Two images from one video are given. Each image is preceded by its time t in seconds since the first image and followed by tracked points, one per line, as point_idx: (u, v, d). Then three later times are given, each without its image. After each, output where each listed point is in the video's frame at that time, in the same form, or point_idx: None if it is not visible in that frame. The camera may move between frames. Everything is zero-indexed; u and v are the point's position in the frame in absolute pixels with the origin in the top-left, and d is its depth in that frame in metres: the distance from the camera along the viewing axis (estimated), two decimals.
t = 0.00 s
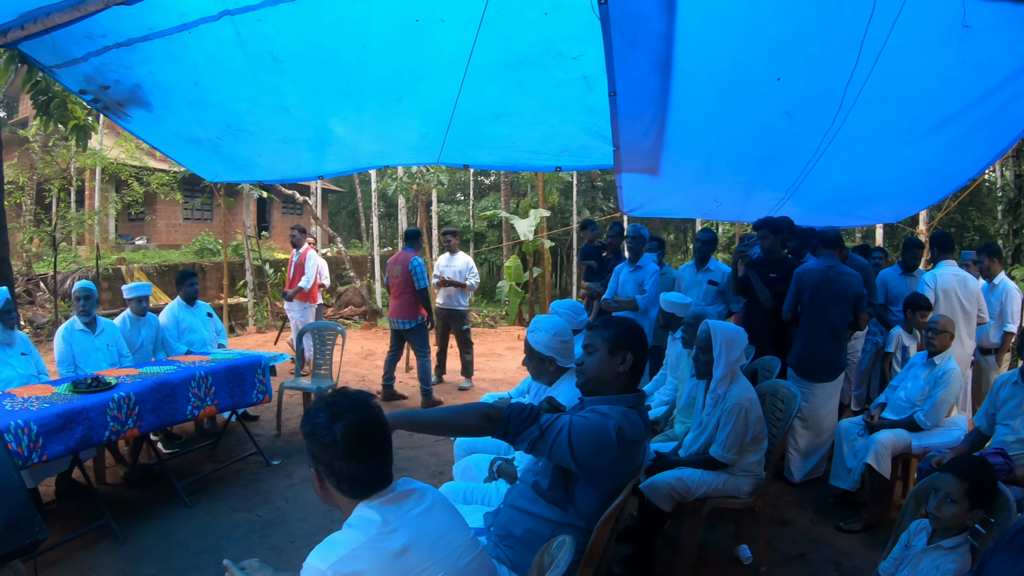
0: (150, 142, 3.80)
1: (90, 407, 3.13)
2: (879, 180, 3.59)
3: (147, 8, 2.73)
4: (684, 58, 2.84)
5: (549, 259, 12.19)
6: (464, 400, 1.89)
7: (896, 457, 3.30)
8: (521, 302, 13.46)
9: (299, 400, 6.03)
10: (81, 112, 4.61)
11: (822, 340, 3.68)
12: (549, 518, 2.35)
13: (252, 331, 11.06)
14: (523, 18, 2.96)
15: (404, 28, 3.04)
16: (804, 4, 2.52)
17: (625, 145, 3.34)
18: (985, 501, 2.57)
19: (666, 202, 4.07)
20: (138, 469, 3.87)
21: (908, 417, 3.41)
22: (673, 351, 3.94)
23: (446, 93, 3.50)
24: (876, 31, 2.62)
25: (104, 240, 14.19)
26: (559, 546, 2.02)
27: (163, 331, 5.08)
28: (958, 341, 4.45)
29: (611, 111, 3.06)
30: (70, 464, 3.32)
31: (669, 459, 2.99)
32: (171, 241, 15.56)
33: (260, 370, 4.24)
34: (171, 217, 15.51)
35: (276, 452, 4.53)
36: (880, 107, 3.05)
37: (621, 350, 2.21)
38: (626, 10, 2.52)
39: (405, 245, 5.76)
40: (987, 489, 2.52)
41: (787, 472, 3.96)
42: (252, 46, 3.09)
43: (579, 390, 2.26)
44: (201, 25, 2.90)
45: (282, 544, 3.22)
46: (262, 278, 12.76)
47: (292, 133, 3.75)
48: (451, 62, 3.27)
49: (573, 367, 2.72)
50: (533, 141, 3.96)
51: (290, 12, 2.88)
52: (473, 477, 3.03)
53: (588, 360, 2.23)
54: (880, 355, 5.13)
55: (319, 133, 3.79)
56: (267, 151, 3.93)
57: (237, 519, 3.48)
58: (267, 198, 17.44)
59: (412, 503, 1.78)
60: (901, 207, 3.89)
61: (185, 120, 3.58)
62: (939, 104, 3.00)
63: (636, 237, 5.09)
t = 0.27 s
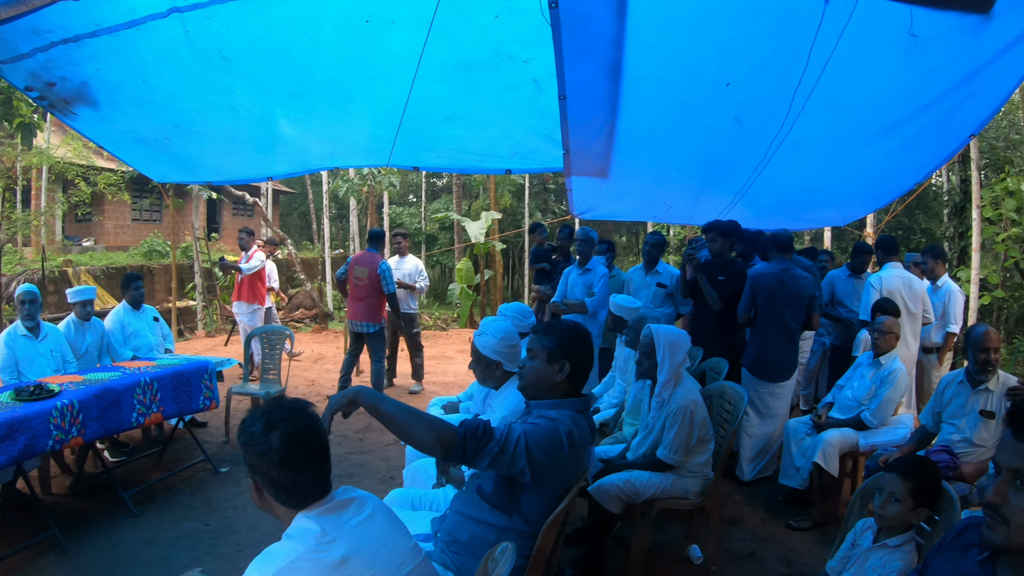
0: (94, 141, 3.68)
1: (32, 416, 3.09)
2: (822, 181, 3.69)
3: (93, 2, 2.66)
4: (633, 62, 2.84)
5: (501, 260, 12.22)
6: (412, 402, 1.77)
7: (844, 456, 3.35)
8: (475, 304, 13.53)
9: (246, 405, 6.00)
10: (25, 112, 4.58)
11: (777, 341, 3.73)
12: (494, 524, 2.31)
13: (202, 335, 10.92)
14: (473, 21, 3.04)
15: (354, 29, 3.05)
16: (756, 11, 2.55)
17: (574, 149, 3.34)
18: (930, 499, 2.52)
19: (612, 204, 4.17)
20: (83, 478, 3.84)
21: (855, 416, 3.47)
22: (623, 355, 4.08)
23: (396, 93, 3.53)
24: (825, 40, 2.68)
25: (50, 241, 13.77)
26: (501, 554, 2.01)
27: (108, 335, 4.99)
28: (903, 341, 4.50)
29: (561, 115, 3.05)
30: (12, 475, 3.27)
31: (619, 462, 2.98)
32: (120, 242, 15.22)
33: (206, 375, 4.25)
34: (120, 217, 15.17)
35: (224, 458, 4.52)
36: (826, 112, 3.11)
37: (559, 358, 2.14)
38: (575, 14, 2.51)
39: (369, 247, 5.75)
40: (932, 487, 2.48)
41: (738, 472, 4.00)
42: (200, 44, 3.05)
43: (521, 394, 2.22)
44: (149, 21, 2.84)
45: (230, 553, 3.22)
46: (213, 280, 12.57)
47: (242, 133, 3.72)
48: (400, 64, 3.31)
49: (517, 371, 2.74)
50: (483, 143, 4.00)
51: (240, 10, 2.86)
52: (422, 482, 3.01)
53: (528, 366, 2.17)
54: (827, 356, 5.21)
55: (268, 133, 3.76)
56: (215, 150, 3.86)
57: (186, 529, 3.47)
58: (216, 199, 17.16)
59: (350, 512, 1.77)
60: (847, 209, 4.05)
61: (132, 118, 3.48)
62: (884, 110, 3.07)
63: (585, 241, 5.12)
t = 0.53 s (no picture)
0: (56, 141, 3.62)
1: None
2: (787, 184, 3.74)
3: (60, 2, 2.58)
4: (600, 67, 2.83)
5: (469, 263, 12.21)
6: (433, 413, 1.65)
7: (810, 456, 3.38)
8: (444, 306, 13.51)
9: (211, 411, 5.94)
10: None
11: (745, 346, 3.77)
12: (460, 530, 2.28)
13: (166, 340, 10.75)
14: (442, 23, 3.04)
15: (322, 30, 3.03)
16: (724, 15, 2.56)
17: (541, 152, 3.34)
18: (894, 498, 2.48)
19: (579, 207, 4.20)
20: (47, 486, 3.78)
21: (822, 417, 3.49)
22: (589, 358, 4.07)
23: (363, 95, 3.52)
24: (792, 45, 2.71)
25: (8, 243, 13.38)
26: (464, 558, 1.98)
27: (71, 339, 4.85)
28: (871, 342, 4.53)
29: (529, 118, 3.03)
30: None
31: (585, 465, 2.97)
32: (85, 244, 14.89)
33: (170, 380, 4.22)
34: (85, 219, 14.84)
35: (189, 465, 4.48)
36: (793, 117, 3.14)
37: (515, 368, 2.13)
38: (545, 18, 2.50)
39: (340, 249, 5.70)
40: (895, 485, 2.44)
41: (707, 471, 4.04)
42: (166, 44, 2.99)
43: (486, 400, 2.23)
44: (115, 20, 2.78)
45: (195, 560, 3.20)
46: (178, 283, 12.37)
47: (207, 135, 3.69)
48: (367, 66, 3.31)
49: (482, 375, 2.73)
50: (450, 144, 4.02)
51: (208, 9, 2.81)
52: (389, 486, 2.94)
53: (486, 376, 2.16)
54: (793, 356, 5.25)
55: (234, 136, 3.73)
56: (180, 151, 3.83)
57: (150, 536, 3.44)
58: (181, 201, 16.89)
59: (311, 518, 1.72)
60: (811, 211, 4.12)
61: (96, 118, 3.43)
62: (850, 115, 3.11)
63: (552, 243, 5.10)
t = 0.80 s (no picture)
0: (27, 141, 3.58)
1: None
2: (760, 185, 3.79)
3: None
4: (574, 69, 2.83)
5: (445, 265, 12.20)
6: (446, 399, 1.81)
7: (785, 455, 3.40)
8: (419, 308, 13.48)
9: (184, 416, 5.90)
10: None
11: (720, 347, 3.81)
12: (434, 531, 2.19)
13: (140, 343, 10.63)
14: (416, 24, 3.03)
15: (296, 31, 3.01)
16: (696, 18, 2.57)
17: (516, 153, 3.34)
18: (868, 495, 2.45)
19: (554, 208, 4.23)
20: (19, 493, 3.74)
21: (796, 416, 3.53)
22: (564, 360, 4.09)
23: (338, 96, 3.51)
24: (766, 47, 2.71)
25: None
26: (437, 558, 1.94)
27: (43, 344, 4.80)
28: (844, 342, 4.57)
29: (503, 119, 3.02)
30: None
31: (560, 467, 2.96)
32: (58, 246, 14.68)
33: (143, 384, 4.18)
34: (58, 221, 14.62)
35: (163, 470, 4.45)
36: (766, 119, 3.17)
37: (480, 378, 2.14)
38: (520, 19, 2.49)
39: (313, 252, 5.68)
40: (870, 482, 2.41)
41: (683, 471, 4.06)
42: (139, 44, 2.96)
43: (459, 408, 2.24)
44: (87, 19, 2.75)
45: (169, 567, 3.18)
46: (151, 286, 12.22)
47: (182, 135, 3.66)
48: (341, 66, 3.29)
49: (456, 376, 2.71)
50: (425, 146, 4.02)
51: (180, 8, 2.77)
52: (363, 490, 2.95)
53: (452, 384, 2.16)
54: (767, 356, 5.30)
55: (209, 137, 3.71)
56: (153, 152, 3.80)
57: (124, 543, 3.41)
58: (155, 203, 16.69)
59: (282, 523, 1.67)
60: (785, 213, 4.16)
61: (68, 118, 3.40)
62: (822, 118, 3.14)
63: (526, 244, 5.13)
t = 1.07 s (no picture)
0: None
1: None
2: (734, 188, 3.82)
3: None
4: (549, 70, 2.83)
5: (420, 267, 12.19)
6: (410, 386, 1.92)
7: (761, 453, 3.42)
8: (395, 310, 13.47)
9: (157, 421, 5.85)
10: None
11: (695, 347, 3.87)
12: (408, 533, 2.16)
13: (113, 348, 10.52)
14: (391, 24, 3.01)
15: (270, 31, 2.99)
16: (670, 20, 2.58)
17: (491, 154, 3.34)
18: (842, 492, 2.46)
19: (529, 210, 4.25)
20: None
21: (771, 415, 3.56)
22: (538, 361, 4.12)
23: (312, 98, 3.50)
24: (740, 49, 2.73)
25: None
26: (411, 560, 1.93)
27: (14, 349, 4.74)
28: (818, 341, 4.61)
29: (478, 120, 3.01)
30: None
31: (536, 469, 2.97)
32: (30, 250, 14.48)
33: (116, 389, 4.15)
34: (31, 224, 14.45)
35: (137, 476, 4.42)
36: (740, 121, 3.19)
37: (451, 384, 2.14)
38: (494, 20, 2.48)
39: (283, 253, 5.66)
40: (843, 481, 2.43)
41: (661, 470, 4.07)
42: (112, 43, 2.92)
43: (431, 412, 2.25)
44: (59, 17, 2.72)
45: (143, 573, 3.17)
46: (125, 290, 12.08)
47: (155, 136, 3.62)
48: (316, 67, 3.27)
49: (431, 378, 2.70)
50: (399, 148, 4.01)
51: (153, 8, 2.75)
52: (338, 494, 2.94)
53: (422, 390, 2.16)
54: (741, 357, 5.37)
55: (182, 138, 3.68)
56: (125, 153, 3.75)
57: (98, 550, 3.39)
58: (128, 205, 16.52)
59: (253, 528, 1.66)
60: (759, 214, 4.20)
61: (38, 118, 3.35)
62: (794, 121, 3.17)
63: (501, 246, 5.17)
